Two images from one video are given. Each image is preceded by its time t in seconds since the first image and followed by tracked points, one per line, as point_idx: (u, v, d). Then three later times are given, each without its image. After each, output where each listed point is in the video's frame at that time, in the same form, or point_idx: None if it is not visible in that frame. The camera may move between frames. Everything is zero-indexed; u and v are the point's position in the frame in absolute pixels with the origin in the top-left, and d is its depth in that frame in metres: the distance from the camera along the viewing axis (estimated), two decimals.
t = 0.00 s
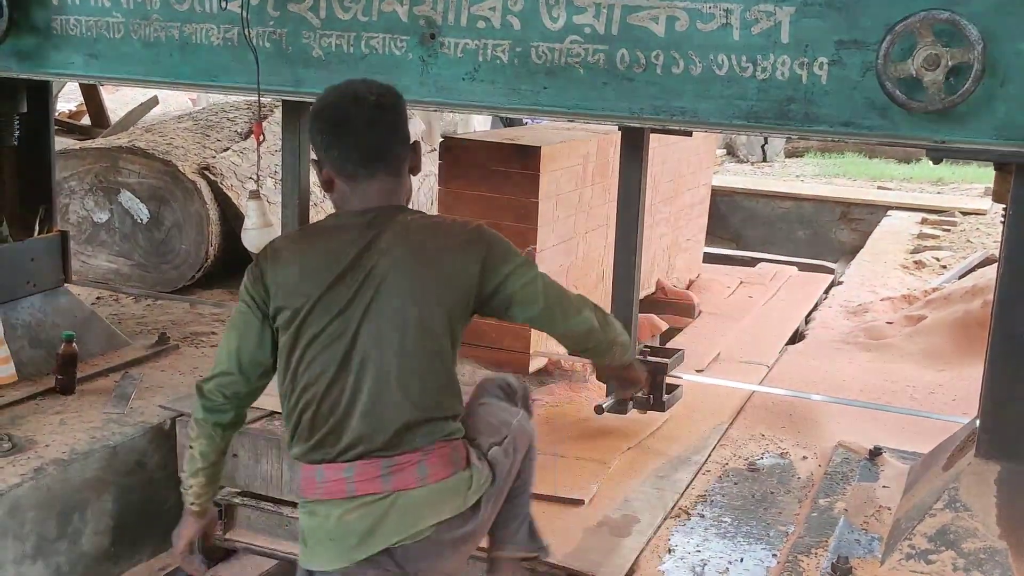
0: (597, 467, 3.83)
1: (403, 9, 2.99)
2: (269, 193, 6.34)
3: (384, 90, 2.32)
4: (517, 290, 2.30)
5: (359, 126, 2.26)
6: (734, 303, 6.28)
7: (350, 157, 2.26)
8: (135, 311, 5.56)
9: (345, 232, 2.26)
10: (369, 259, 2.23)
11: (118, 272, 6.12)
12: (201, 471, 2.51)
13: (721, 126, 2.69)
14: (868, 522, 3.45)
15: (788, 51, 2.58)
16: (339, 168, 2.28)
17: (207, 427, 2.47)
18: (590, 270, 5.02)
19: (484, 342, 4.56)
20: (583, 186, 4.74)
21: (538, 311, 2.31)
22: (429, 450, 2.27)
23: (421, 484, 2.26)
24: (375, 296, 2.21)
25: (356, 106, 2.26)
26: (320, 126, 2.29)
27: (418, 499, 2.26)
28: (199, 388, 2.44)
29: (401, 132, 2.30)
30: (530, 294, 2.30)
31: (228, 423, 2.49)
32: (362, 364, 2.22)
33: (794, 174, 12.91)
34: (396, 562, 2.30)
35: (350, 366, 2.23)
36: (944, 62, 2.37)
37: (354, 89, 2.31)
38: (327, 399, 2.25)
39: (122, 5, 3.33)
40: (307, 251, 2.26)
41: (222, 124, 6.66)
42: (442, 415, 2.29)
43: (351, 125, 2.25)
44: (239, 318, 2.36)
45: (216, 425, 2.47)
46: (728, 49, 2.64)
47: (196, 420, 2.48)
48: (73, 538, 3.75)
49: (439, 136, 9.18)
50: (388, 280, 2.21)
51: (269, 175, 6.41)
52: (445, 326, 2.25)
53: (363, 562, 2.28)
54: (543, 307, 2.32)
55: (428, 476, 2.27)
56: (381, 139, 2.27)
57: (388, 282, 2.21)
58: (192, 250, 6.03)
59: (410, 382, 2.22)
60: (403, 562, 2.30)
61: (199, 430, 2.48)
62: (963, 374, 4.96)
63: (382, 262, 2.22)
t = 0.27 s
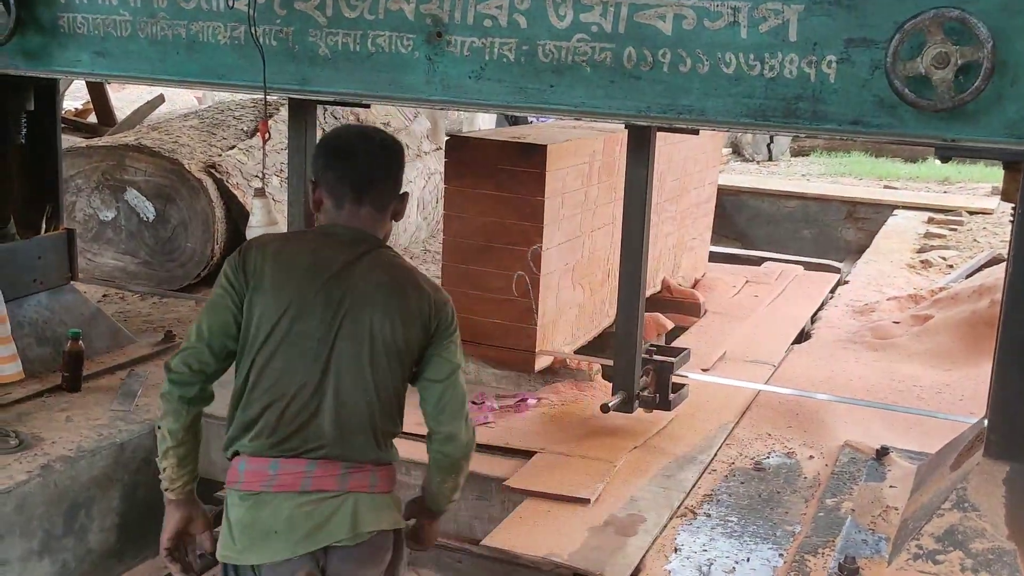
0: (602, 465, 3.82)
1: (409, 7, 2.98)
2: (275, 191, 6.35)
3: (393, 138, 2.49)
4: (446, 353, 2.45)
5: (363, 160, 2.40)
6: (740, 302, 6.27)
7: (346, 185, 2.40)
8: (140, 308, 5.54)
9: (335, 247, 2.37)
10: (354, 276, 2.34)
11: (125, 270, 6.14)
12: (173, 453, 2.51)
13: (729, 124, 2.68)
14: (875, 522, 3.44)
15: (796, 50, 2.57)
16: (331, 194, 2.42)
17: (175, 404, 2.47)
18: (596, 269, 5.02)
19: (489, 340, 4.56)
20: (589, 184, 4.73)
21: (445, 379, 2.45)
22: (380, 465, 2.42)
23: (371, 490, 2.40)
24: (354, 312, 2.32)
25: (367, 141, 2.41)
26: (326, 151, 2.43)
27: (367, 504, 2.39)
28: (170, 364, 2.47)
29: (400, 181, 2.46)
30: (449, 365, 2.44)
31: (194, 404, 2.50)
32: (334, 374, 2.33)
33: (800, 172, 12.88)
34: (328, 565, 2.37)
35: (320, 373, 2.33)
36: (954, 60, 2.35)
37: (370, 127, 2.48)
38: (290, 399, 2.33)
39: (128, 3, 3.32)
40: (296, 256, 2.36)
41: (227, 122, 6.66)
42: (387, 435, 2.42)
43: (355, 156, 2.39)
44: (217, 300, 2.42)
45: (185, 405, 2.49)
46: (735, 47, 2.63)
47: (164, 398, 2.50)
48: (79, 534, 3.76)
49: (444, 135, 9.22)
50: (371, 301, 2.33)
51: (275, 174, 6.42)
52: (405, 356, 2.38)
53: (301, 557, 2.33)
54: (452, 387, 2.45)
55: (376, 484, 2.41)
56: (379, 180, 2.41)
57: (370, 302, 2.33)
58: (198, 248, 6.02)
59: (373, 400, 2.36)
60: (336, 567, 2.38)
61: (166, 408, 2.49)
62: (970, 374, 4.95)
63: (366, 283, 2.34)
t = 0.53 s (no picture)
0: (610, 460, 3.81)
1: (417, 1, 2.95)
2: (283, 187, 6.36)
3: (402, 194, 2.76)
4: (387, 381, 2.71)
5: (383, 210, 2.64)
6: (747, 298, 6.27)
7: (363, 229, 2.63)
8: (149, 303, 5.49)
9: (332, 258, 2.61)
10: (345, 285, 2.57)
11: (133, 264, 6.12)
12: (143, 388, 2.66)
13: (738, 118, 2.67)
14: (885, 518, 3.43)
15: (806, 43, 2.56)
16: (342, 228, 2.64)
17: (159, 342, 2.62)
18: (604, 264, 5.01)
19: (497, 335, 4.55)
20: (597, 179, 4.72)
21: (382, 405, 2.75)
22: (330, 440, 2.57)
23: (313, 455, 2.52)
24: (337, 313, 2.52)
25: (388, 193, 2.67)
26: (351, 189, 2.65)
27: (308, 468, 2.51)
28: (160, 308, 2.63)
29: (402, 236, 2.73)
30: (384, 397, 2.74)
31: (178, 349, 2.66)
32: (305, 361, 2.47)
33: (808, 168, 12.85)
34: (264, 523, 2.51)
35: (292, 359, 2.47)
36: (966, 54, 2.34)
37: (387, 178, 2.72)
38: (259, 377, 2.47)
39: None
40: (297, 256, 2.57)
41: (234, 117, 6.67)
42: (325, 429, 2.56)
43: (376, 204, 2.64)
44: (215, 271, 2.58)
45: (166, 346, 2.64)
46: (745, 41, 2.61)
47: (148, 335, 2.63)
48: (89, 528, 3.76)
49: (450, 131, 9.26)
50: (356, 309, 2.55)
51: (283, 169, 6.43)
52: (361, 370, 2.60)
53: (238, 510, 2.48)
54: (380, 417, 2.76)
55: (320, 451, 2.54)
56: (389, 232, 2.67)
57: (354, 310, 2.55)
58: (207, 242, 6.00)
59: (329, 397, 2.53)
60: (273, 525, 2.51)
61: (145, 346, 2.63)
62: (980, 370, 4.94)
63: (354, 294, 2.57)
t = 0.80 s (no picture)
0: (633, 449, 3.80)
1: None
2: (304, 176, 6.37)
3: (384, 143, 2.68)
4: (363, 343, 2.59)
5: (352, 161, 2.57)
6: (770, 286, 6.24)
7: (335, 185, 2.57)
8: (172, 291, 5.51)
9: (290, 218, 2.57)
10: (294, 245, 2.51)
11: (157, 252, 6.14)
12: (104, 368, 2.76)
13: (764, 106, 2.64)
14: (911, 508, 3.40)
15: (832, 30, 2.53)
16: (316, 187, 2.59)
17: (104, 322, 2.71)
18: (626, 253, 4.99)
19: (519, 324, 4.54)
20: (620, 167, 4.70)
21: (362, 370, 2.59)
22: (272, 413, 2.59)
23: (251, 432, 2.56)
24: (277, 276, 2.49)
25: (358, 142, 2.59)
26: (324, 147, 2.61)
27: (244, 445, 2.55)
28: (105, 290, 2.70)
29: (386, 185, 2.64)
30: (369, 359, 2.60)
31: (128, 329, 2.75)
32: (243, 328, 2.49)
33: (831, 156, 12.77)
34: (199, 495, 2.58)
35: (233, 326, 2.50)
36: (995, 40, 2.31)
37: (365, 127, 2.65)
38: (201, 345, 2.51)
39: None
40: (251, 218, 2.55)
41: (256, 106, 6.69)
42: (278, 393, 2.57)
43: (343, 157, 2.57)
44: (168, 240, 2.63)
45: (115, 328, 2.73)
46: (771, 27, 2.59)
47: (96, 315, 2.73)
48: (114, 515, 3.79)
49: (472, 120, 9.26)
50: (301, 271, 2.50)
51: (304, 158, 6.45)
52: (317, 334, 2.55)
53: (173, 480, 2.56)
54: (365, 380, 2.60)
55: (258, 428, 2.57)
56: (367, 182, 2.59)
57: (299, 273, 2.50)
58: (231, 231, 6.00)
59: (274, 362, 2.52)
60: (209, 499, 2.57)
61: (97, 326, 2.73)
62: (1006, 360, 4.90)
63: (304, 254, 2.51)
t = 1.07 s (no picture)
0: (651, 435, 3.80)
1: None
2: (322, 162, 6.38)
3: (347, 72, 2.64)
4: (322, 291, 2.51)
5: (308, 94, 2.56)
6: (790, 273, 6.24)
7: (299, 123, 2.57)
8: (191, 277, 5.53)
9: (238, 178, 2.60)
10: (241, 206, 2.55)
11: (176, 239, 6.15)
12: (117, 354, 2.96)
13: (785, 91, 2.61)
14: (931, 495, 3.40)
15: (854, 15, 2.49)
16: (279, 126, 2.60)
17: (103, 315, 2.90)
18: (645, 239, 4.98)
19: (539, 310, 4.54)
20: (639, 153, 4.69)
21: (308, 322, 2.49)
22: (261, 384, 2.69)
23: (248, 407, 2.69)
24: (229, 240, 2.55)
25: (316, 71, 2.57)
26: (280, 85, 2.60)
27: (242, 419, 2.70)
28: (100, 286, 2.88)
29: (351, 113, 2.63)
30: (320, 309, 2.49)
31: (128, 316, 2.92)
32: (212, 297, 2.59)
33: (850, 143, 12.70)
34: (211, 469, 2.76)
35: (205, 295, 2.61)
36: (1019, 25, 2.28)
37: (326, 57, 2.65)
38: (181, 317, 2.65)
39: None
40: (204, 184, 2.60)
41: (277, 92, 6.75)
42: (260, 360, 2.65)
43: (297, 93, 2.56)
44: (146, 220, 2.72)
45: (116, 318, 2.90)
46: (793, 12, 2.55)
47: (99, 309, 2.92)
48: (134, 500, 3.82)
49: (490, 105, 9.26)
50: (244, 230, 2.53)
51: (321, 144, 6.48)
52: (273, 291, 2.54)
53: (184, 454, 2.75)
54: (314, 330, 2.49)
55: (254, 402, 2.70)
56: (330, 112, 2.58)
57: (245, 233, 2.53)
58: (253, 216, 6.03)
59: (243, 325, 2.59)
60: (219, 469, 2.75)
61: (102, 318, 2.91)
62: None
63: (246, 213, 2.53)
